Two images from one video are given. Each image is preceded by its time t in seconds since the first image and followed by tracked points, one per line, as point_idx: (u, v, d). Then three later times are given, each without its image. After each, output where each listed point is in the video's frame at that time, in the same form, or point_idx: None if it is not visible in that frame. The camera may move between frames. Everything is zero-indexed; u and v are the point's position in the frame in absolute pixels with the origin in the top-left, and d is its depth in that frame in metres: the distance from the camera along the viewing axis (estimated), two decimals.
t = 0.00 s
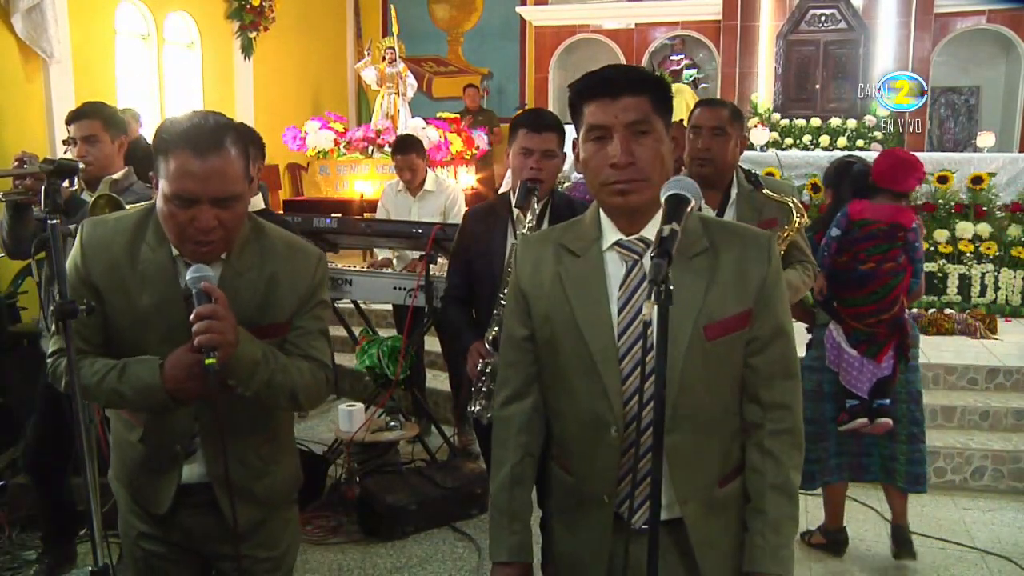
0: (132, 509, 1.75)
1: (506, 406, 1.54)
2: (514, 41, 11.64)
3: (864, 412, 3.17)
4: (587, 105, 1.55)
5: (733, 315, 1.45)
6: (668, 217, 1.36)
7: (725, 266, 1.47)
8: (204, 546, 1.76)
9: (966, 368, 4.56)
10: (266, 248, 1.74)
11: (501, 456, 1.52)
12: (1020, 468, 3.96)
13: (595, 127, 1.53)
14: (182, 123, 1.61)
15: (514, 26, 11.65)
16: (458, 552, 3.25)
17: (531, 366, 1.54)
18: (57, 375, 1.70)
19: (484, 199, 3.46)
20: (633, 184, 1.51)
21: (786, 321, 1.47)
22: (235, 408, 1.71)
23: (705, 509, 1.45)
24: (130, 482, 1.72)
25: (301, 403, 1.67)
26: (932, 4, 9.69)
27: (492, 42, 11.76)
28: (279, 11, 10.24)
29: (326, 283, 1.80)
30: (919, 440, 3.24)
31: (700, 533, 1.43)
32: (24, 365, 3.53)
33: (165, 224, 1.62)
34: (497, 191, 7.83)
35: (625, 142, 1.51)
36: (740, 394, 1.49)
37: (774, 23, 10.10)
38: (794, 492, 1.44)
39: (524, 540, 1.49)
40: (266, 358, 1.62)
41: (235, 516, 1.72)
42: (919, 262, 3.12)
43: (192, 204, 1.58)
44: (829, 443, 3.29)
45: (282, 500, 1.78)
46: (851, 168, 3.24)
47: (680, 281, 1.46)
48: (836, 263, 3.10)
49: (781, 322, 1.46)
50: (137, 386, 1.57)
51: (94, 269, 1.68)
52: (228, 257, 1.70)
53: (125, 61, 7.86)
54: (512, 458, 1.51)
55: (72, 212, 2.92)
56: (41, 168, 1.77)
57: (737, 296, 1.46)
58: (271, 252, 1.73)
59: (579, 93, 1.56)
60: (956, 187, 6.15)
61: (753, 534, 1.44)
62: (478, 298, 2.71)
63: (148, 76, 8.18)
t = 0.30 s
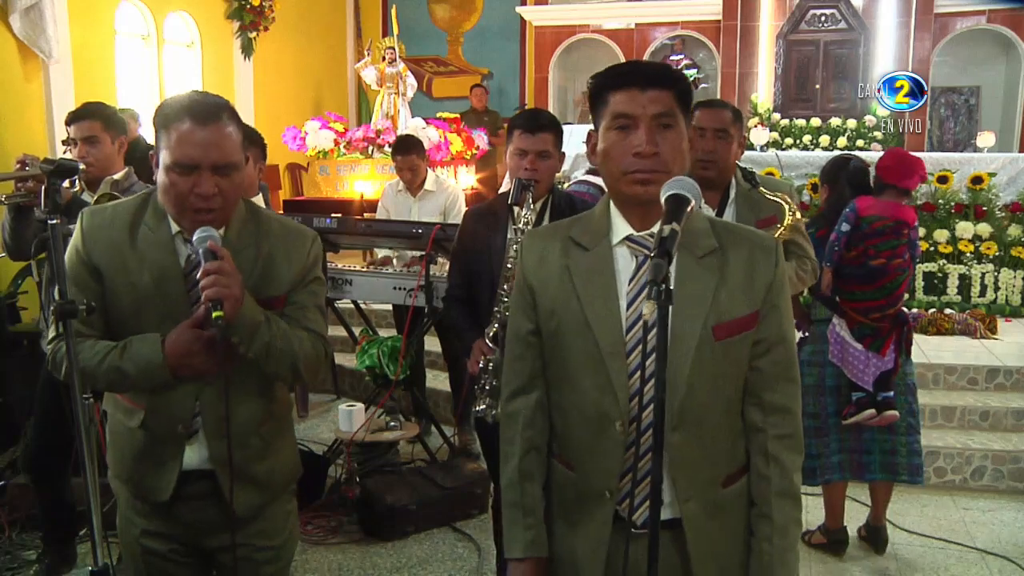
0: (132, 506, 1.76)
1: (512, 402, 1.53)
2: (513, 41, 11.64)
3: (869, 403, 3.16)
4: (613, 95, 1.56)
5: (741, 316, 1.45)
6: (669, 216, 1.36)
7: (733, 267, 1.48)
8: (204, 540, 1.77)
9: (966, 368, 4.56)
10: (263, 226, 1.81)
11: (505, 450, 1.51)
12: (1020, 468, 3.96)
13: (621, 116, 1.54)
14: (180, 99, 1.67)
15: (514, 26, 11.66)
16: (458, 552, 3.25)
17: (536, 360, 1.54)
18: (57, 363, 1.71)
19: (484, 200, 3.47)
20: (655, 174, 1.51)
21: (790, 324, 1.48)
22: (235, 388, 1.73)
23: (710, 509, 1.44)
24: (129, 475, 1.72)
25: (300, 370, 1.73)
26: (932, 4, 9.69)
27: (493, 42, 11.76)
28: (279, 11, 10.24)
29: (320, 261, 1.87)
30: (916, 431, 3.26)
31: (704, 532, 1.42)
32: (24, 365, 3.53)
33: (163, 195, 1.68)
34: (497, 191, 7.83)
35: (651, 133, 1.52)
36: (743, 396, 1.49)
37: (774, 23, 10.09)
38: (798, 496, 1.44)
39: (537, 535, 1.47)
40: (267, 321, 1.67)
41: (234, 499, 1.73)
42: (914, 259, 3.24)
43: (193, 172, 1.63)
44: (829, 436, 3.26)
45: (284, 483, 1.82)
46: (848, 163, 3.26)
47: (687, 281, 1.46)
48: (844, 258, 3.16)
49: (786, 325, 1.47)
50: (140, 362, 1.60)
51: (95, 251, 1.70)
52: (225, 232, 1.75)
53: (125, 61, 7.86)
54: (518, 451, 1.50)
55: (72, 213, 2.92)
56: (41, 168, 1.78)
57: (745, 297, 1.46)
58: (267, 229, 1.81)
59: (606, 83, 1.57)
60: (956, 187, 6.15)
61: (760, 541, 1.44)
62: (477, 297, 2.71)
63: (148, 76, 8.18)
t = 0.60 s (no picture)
0: (132, 507, 1.76)
1: (515, 404, 1.53)
2: (513, 41, 11.64)
3: (869, 402, 3.16)
4: (629, 98, 1.55)
5: (747, 323, 1.46)
6: (668, 217, 1.35)
7: (740, 274, 1.48)
8: (205, 542, 1.77)
9: (966, 368, 4.56)
10: (268, 219, 1.84)
11: (509, 453, 1.51)
12: (1020, 468, 3.96)
13: (638, 121, 1.53)
14: (187, 92, 1.70)
15: (514, 26, 11.65)
16: (458, 552, 3.25)
17: (541, 363, 1.54)
18: (59, 356, 1.72)
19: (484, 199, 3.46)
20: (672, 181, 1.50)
21: (793, 331, 1.49)
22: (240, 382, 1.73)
23: (713, 513, 1.43)
24: (132, 470, 1.72)
25: (307, 351, 1.76)
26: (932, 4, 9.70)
27: (493, 42, 11.76)
28: (279, 11, 10.24)
29: (323, 254, 1.90)
30: (912, 430, 3.27)
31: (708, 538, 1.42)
32: (24, 365, 3.53)
33: (172, 183, 1.71)
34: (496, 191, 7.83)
35: (667, 139, 1.52)
36: (746, 402, 1.49)
37: (774, 23, 10.09)
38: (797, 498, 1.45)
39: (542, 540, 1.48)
40: (275, 299, 1.72)
41: (241, 493, 1.74)
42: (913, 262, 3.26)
43: (202, 158, 1.66)
44: (827, 437, 3.27)
45: (287, 480, 1.83)
46: (849, 162, 3.27)
47: (695, 287, 1.46)
48: (848, 256, 3.15)
49: (790, 332, 1.48)
50: (145, 350, 1.62)
51: (103, 242, 1.72)
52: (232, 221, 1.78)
53: (125, 61, 7.85)
54: (521, 457, 1.49)
55: (74, 214, 2.93)
56: (40, 169, 1.78)
57: (752, 304, 1.47)
58: (271, 220, 1.84)
59: (624, 85, 1.56)
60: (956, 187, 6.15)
61: (754, 540, 1.43)
62: (478, 297, 2.71)
63: (148, 76, 8.18)
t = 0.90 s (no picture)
0: (134, 508, 1.75)
1: (530, 401, 1.52)
2: (513, 41, 11.64)
3: (857, 403, 3.18)
4: (654, 96, 1.51)
5: (774, 327, 1.43)
6: (668, 217, 1.36)
7: (768, 277, 1.45)
8: (210, 543, 1.78)
9: (966, 368, 4.56)
10: (271, 212, 1.87)
11: (523, 448, 1.51)
12: (1020, 468, 3.96)
13: (662, 118, 1.49)
14: (193, 86, 1.74)
15: (514, 26, 11.65)
16: (458, 552, 3.25)
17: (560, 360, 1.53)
18: (61, 353, 1.72)
19: (484, 199, 3.46)
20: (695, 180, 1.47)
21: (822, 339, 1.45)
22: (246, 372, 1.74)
23: (732, 519, 1.41)
24: (136, 466, 1.71)
25: (314, 335, 1.77)
26: (932, 4, 9.69)
27: (493, 42, 11.76)
28: (279, 11, 10.24)
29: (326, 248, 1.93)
30: (896, 430, 3.30)
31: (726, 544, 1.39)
32: (24, 365, 3.54)
33: (179, 174, 1.73)
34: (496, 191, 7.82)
35: (691, 137, 1.48)
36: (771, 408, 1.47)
37: (774, 23, 10.08)
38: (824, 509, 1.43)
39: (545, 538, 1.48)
40: (284, 283, 1.73)
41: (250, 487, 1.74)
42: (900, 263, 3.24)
43: (211, 145, 1.68)
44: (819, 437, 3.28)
45: (290, 477, 1.83)
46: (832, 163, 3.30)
47: (721, 288, 1.44)
48: (835, 258, 3.13)
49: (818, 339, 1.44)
50: (153, 336, 1.64)
51: (109, 235, 1.72)
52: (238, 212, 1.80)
53: (125, 61, 7.85)
54: (534, 452, 1.50)
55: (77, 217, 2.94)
56: (41, 168, 1.77)
57: (779, 308, 1.44)
58: (275, 213, 1.87)
59: (648, 84, 1.52)
60: (956, 187, 6.15)
61: (787, 553, 1.41)
62: (478, 297, 2.71)
63: (148, 76, 8.18)
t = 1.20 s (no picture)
0: (134, 512, 1.74)
1: (583, 395, 1.53)
2: (513, 41, 11.64)
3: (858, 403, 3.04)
4: (719, 90, 1.48)
5: (829, 334, 1.38)
6: (668, 218, 1.37)
7: (824, 282, 1.41)
8: (210, 545, 1.78)
9: (966, 368, 4.56)
10: (269, 210, 1.86)
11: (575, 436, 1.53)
12: (1020, 469, 3.96)
13: (726, 113, 1.46)
14: (192, 85, 1.74)
15: (514, 26, 11.64)
16: (458, 552, 3.25)
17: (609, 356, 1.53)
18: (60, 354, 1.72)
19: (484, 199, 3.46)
20: (754, 177, 1.44)
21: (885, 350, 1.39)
22: (247, 367, 1.75)
23: (769, 531, 1.39)
24: (136, 466, 1.71)
25: (314, 329, 1.77)
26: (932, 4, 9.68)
27: (493, 42, 11.77)
28: (279, 11, 10.24)
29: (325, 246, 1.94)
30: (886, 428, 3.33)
31: (757, 556, 1.38)
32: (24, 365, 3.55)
33: (178, 171, 1.73)
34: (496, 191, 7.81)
35: (755, 132, 1.44)
36: (824, 419, 1.43)
37: (774, 23, 10.09)
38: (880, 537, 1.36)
39: (595, 537, 1.50)
40: (286, 277, 1.74)
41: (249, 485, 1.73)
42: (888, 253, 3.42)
43: (209, 141, 1.69)
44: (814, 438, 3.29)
45: (291, 478, 1.82)
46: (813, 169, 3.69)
47: (773, 290, 1.41)
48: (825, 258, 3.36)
49: (880, 350, 1.38)
50: (152, 333, 1.64)
51: (107, 234, 1.72)
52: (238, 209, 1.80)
53: (125, 61, 7.85)
54: (585, 449, 1.51)
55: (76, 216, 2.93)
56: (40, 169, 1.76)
57: (835, 316, 1.39)
58: (274, 213, 1.86)
59: (712, 78, 1.50)
60: (956, 187, 6.15)
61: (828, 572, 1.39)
62: (479, 297, 2.71)
63: (148, 76, 8.18)
